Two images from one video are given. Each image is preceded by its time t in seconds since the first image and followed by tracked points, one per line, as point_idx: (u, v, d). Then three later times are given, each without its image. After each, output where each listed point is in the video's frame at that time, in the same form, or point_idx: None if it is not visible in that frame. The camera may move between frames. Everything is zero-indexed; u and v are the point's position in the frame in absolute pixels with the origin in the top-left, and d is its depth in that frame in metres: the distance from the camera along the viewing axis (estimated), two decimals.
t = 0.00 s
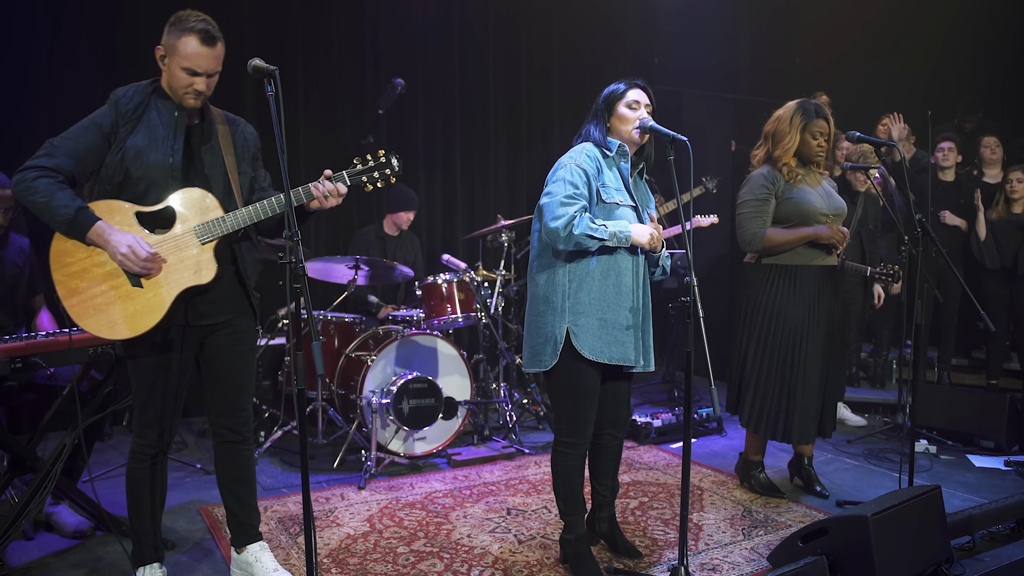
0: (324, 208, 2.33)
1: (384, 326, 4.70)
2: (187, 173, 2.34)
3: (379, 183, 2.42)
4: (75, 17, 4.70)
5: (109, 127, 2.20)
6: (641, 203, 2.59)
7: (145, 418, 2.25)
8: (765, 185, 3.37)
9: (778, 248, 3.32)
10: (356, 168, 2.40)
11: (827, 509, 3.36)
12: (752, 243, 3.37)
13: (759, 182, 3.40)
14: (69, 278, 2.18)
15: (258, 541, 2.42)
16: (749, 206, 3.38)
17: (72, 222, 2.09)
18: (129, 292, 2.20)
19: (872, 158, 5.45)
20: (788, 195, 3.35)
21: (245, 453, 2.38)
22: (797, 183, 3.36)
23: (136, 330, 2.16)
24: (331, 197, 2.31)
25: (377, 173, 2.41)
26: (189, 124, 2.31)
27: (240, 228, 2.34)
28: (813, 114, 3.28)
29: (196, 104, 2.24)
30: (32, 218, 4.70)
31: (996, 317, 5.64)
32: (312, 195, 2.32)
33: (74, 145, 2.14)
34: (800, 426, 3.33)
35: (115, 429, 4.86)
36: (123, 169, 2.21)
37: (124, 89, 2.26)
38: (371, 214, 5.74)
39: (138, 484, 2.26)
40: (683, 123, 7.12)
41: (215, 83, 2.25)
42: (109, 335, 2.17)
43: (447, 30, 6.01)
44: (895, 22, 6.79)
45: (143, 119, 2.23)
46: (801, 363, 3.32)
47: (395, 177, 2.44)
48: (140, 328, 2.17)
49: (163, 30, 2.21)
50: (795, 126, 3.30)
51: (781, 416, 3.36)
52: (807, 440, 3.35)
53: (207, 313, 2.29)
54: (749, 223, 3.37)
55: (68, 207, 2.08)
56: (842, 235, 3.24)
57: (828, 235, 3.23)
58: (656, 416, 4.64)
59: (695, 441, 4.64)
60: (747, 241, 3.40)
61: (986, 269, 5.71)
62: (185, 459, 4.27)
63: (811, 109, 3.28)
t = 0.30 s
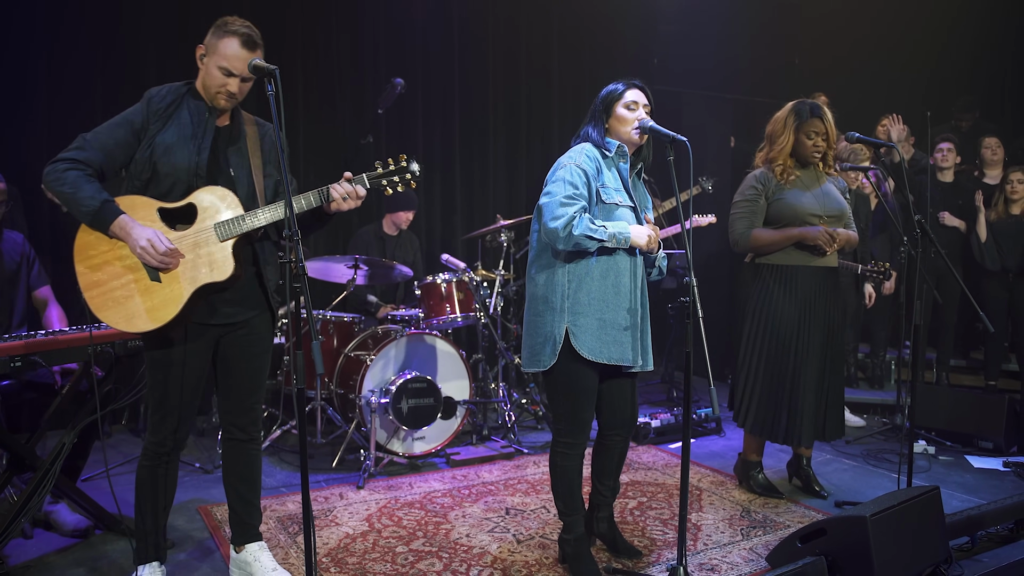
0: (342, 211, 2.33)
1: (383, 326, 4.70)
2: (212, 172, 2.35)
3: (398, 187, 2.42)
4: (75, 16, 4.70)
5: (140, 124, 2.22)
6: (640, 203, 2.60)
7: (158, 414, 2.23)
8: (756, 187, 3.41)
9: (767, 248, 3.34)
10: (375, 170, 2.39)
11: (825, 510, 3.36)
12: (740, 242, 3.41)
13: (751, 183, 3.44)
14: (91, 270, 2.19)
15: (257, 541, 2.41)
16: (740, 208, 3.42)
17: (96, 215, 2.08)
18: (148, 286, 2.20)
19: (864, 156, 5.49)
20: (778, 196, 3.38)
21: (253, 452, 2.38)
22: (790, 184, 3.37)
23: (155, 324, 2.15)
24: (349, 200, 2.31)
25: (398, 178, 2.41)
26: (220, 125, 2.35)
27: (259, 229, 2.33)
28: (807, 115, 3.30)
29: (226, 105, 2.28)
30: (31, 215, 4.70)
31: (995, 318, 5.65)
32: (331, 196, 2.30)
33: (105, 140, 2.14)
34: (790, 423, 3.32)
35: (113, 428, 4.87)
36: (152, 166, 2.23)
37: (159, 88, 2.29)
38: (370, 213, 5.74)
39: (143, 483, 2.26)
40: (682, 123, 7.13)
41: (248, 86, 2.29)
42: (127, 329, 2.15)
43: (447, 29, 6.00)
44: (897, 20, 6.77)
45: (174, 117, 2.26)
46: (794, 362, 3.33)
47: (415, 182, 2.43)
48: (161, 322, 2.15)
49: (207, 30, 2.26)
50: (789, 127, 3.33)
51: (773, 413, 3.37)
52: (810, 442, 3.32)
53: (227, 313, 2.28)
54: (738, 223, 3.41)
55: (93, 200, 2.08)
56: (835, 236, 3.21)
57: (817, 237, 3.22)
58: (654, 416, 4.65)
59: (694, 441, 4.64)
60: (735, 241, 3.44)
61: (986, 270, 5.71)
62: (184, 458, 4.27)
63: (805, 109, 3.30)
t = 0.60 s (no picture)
0: (354, 221, 2.31)
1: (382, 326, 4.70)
2: (233, 173, 2.34)
3: (413, 202, 2.37)
4: (74, 16, 4.70)
5: (166, 123, 2.25)
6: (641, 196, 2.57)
7: (167, 411, 2.23)
8: (750, 188, 3.44)
9: (758, 248, 3.34)
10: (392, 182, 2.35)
11: (823, 510, 3.36)
12: (733, 242, 3.43)
13: (747, 184, 3.47)
14: (109, 261, 2.23)
15: (257, 541, 2.41)
16: (735, 208, 3.46)
17: (115, 209, 2.13)
18: (161, 281, 2.22)
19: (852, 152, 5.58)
20: (772, 196, 3.39)
21: (258, 452, 2.37)
22: (784, 184, 3.37)
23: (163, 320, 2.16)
24: (362, 210, 2.29)
25: (413, 191, 2.36)
26: (246, 127, 2.35)
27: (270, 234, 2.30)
28: (802, 114, 3.31)
29: (261, 113, 2.28)
30: (31, 215, 4.70)
31: (995, 318, 5.65)
32: (344, 206, 2.29)
33: (132, 136, 2.19)
34: (799, 430, 3.29)
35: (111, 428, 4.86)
36: (174, 164, 2.26)
37: (189, 88, 2.31)
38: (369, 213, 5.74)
39: (148, 482, 2.26)
40: (682, 123, 7.12)
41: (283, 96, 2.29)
42: (138, 321, 2.18)
43: (446, 29, 6.00)
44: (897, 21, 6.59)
45: (200, 117, 2.28)
46: (797, 365, 3.32)
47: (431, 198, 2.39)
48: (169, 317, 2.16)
49: (241, 37, 2.26)
50: (784, 127, 3.35)
51: (780, 419, 3.35)
52: (811, 443, 3.31)
53: (241, 313, 2.28)
54: (732, 223, 3.44)
55: (113, 194, 2.13)
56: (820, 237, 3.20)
57: (805, 237, 3.22)
58: (654, 416, 4.64)
59: (693, 441, 4.64)
60: (729, 240, 3.47)
61: (986, 270, 5.72)
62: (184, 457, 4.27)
63: (801, 109, 3.32)
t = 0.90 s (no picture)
0: (356, 217, 2.31)
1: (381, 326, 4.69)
2: (240, 171, 2.35)
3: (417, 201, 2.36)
4: (73, 17, 4.70)
5: (177, 120, 2.26)
6: (642, 191, 2.56)
7: (169, 411, 2.23)
8: (751, 188, 3.43)
9: (759, 248, 3.34)
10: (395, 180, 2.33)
11: (823, 510, 3.36)
12: (735, 242, 3.41)
13: (747, 184, 3.46)
14: (113, 255, 2.26)
15: (256, 542, 2.41)
16: (736, 208, 3.44)
17: (121, 202, 2.13)
18: (164, 275, 2.23)
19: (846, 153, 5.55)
20: (773, 196, 3.39)
21: (260, 453, 2.37)
22: (785, 184, 3.37)
23: (162, 315, 2.16)
24: (364, 206, 2.28)
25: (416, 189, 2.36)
26: (256, 127, 2.33)
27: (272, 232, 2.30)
28: (802, 113, 3.31)
29: (259, 105, 2.26)
30: (30, 216, 4.69)
31: (994, 318, 5.66)
32: (346, 203, 2.27)
33: (142, 133, 2.20)
34: (792, 425, 3.33)
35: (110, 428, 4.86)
36: (183, 161, 2.26)
37: (201, 87, 2.32)
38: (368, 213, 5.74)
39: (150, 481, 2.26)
40: (681, 123, 7.13)
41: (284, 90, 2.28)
42: (141, 315, 2.19)
43: (446, 29, 6.00)
44: (897, 21, 6.75)
45: (211, 116, 2.28)
46: (793, 361, 3.33)
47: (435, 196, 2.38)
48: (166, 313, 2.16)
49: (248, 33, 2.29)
50: (784, 126, 3.34)
51: (774, 414, 3.37)
52: (810, 441, 3.30)
53: (244, 313, 2.28)
54: (732, 224, 3.43)
55: (120, 187, 2.13)
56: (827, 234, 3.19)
57: (809, 236, 3.22)
58: (653, 416, 4.65)
59: (692, 441, 4.64)
60: (730, 242, 3.46)
61: (985, 271, 5.72)
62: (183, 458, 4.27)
63: (801, 109, 3.32)
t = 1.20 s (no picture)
0: (354, 221, 2.29)
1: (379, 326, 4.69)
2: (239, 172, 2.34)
3: (414, 207, 2.36)
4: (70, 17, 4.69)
5: (178, 121, 2.26)
6: (643, 193, 2.54)
7: (167, 410, 2.23)
8: (756, 188, 3.39)
9: (769, 249, 3.32)
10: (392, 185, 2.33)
11: (822, 509, 3.36)
12: (743, 244, 3.38)
13: (751, 184, 3.41)
14: (110, 252, 2.27)
15: (254, 543, 2.41)
16: (741, 209, 3.40)
17: (119, 200, 2.13)
18: (160, 273, 2.23)
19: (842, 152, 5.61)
20: (780, 196, 3.37)
21: (258, 454, 2.37)
22: (790, 184, 3.37)
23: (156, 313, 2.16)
24: (361, 211, 2.27)
25: (414, 196, 2.35)
26: (254, 131, 2.33)
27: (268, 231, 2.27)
28: (804, 113, 3.29)
29: (258, 116, 2.28)
30: (28, 217, 4.69)
31: (992, 318, 5.66)
32: (343, 206, 2.27)
33: (143, 132, 2.20)
34: (789, 426, 3.34)
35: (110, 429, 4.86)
36: (182, 160, 2.26)
37: (202, 89, 2.32)
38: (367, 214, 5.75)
39: (149, 481, 2.26)
40: (680, 123, 7.13)
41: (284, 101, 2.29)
42: (137, 311, 2.20)
43: (444, 30, 6.00)
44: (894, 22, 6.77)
45: (211, 118, 2.28)
46: (793, 364, 3.33)
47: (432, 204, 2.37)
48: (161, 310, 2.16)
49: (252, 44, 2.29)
50: (787, 126, 3.31)
51: (772, 416, 3.38)
52: (809, 442, 3.33)
53: (241, 313, 2.27)
54: (740, 225, 3.39)
55: (118, 185, 2.13)
56: (840, 236, 3.24)
57: (821, 237, 3.24)
58: (652, 416, 4.65)
59: (690, 441, 4.64)
60: (737, 243, 3.41)
61: (983, 271, 5.72)
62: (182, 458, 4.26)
63: (803, 108, 3.30)
